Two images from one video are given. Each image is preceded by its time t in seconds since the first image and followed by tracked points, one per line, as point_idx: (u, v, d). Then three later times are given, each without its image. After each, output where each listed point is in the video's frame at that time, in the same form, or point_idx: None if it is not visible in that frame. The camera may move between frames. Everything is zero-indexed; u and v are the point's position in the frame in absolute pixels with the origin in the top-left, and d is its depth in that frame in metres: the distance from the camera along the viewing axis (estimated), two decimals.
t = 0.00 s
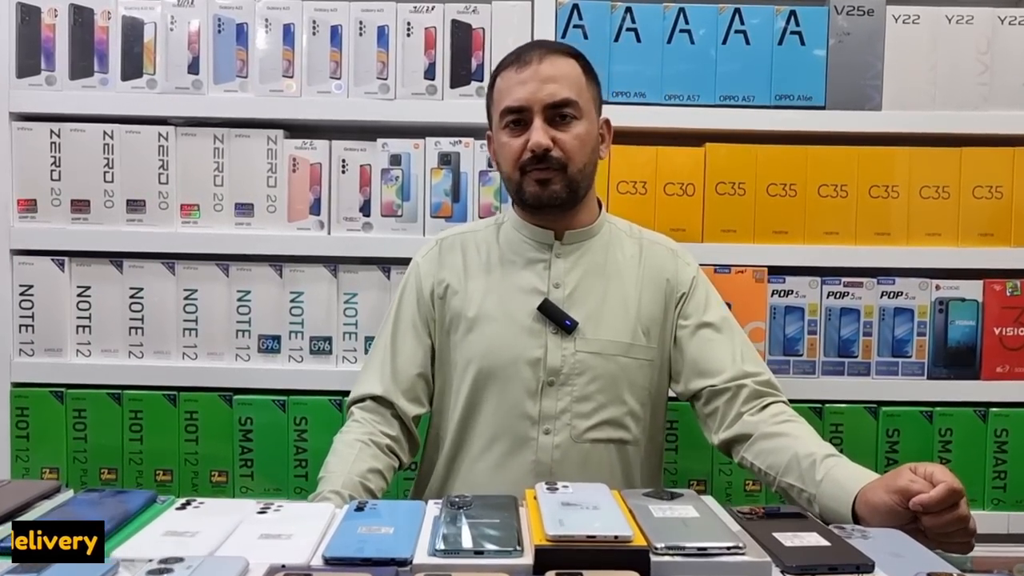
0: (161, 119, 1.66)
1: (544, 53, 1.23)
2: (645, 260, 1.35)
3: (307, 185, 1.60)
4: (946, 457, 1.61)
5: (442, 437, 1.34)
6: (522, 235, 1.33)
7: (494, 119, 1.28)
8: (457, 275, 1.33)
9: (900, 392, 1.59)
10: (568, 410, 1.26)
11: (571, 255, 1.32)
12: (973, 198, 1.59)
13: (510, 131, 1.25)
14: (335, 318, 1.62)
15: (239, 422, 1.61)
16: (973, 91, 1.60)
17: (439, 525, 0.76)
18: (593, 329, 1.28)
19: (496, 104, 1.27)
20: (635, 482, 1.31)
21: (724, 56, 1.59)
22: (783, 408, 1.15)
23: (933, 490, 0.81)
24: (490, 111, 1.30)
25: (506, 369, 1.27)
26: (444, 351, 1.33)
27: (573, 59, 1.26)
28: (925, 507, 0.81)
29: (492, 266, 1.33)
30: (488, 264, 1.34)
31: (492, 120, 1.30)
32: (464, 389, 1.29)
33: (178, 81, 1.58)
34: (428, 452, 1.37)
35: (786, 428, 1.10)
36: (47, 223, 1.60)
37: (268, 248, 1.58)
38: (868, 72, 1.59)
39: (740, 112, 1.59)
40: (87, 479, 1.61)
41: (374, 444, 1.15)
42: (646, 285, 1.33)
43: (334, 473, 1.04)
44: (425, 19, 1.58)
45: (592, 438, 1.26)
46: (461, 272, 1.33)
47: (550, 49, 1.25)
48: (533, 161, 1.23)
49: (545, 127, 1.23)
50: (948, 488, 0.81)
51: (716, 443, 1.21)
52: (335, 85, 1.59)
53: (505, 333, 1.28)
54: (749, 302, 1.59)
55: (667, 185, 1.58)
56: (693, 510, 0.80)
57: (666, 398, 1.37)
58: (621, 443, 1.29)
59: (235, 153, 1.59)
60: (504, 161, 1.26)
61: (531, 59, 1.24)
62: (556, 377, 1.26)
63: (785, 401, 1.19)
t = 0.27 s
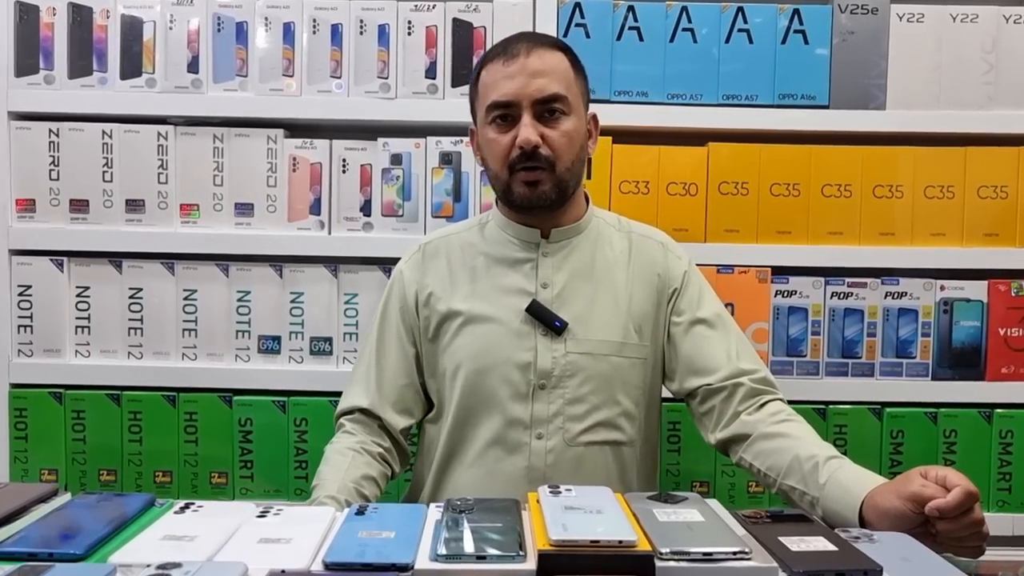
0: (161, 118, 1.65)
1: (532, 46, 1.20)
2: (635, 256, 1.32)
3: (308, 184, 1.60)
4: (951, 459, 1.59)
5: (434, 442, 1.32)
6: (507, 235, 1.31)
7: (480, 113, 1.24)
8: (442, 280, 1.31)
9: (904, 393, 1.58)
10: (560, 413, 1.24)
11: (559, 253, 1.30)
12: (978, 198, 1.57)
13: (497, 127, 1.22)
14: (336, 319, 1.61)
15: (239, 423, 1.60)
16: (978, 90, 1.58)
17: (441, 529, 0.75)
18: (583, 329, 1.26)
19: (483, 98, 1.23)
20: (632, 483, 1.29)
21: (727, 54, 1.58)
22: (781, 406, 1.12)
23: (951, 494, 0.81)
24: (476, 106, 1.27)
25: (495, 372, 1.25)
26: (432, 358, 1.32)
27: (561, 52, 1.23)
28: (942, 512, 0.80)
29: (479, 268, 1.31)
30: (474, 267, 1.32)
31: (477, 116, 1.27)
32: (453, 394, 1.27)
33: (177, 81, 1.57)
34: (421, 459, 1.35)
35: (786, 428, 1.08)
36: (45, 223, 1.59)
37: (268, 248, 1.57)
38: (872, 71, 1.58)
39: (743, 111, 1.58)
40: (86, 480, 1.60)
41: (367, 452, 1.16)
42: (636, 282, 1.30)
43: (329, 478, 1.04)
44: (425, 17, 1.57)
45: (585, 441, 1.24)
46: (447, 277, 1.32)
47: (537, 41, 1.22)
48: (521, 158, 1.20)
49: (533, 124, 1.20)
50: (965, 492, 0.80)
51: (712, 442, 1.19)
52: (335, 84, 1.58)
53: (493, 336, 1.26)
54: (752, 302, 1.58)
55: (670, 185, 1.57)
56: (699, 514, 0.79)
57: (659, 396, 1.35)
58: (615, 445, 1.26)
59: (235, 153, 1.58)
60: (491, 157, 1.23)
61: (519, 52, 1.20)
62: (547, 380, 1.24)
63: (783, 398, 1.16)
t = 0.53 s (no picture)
0: (162, 119, 1.65)
1: (539, 43, 1.17)
2: (626, 252, 1.29)
3: (309, 185, 1.59)
4: (955, 460, 1.59)
5: (426, 451, 1.28)
6: (493, 237, 1.27)
7: (478, 105, 1.21)
8: (427, 286, 1.28)
9: (908, 394, 1.57)
10: (554, 416, 1.20)
11: (547, 252, 1.27)
12: (982, 199, 1.57)
13: (496, 121, 1.19)
14: (337, 320, 1.60)
15: (240, 424, 1.59)
16: (982, 90, 1.58)
17: (444, 533, 0.75)
18: (575, 329, 1.23)
19: (483, 90, 1.20)
20: (632, 485, 1.25)
21: (730, 54, 1.57)
22: (779, 405, 1.10)
23: (964, 499, 0.81)
24: (472, 98, 1.24)
25: (485, 377, 1.21)
26: (420, 365, 1.28)
27: (566, 53, 1.21)
28: (955, 517, 0.80)
29: (464, 271, 1.28)
30: (460, 270, 1.28)
31: (473, 107, 1.24)
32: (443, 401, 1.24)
33: (178, 81, 1.57)
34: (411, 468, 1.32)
35: (785, 428, 1.06)
36: (45, 224, 1.59)
37: (269, 249, 1.56)
38: (876, 71, 1.57)
39: (747, 111, 1.57)
40: (86, 482, 1.60)
41: (361, 460, 1.16)
42: (628, 278, 1.27)
43: (325, 484, 1.05)
44: (427, 17, 1.56)
45: (581, 444, 1.20)
46: (431, 282, 1.28)
47: (543, 39, 1.19)
48: (519, 155, 1.17)
49: (535, 122, 1.17)
50: (978, 497, 0.80)
51: (709, 442, 1.17)
52: (336, 84, 1.58)
53: (481, 340, 1.22)
54: (755, 302, 1.57)
55: (672, 186, 1.56)
56: (704, 518, 0.78)
57: (655, 395, 1.32)
58: (612, 446, 1.23)
59: (236, 153, 1.58)
60: (486, 151, 1.20)
61: (525, 47, 1.17)
62: (538, 382, 1.21)
63: (780, 396, 1.14)
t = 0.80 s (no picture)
0: (162, 119, 1.64)
1: (557, 41, 1.16)
2: (621, 254, 1.28)
3: (310, 185, 1.58)
4: (958, 462, 1.58)
5: (419, 456, 1.26)
6: (488, 239, 1.26)
7: (488, 98, 1.19)
8: (420, 289, 1.26)
9: (912, 396, 1.56)
10: (550, 420, 1.19)
11: (541, 253, 1.25)
12: (986, 199, 1.56)
13: (508, 115, 1.17)
14: (339, 321, 1.59)
15: (241, 426, 1.59)
16: (986, 89, 1.57)
17: (447, 537, 0.74)
18: (571, 332, 1.21)
19: (495, 82, 1.18)
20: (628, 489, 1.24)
21: (733, 54, 1.56)
22: (777, 409, 1.10)
23: (970, 504, 0.80)
24: (481, 89, 1.22)
25: (480, 380, 1.20)
26: (413, 368, 1.27)
27: (580, 55, 1.20)
28: (962, 522, 0.80)
29: (458, 272, 1.26)
30: (454, 271, 1.26)
31: (480, 100, 1.22)
32: (437, 405, 1.22)
33: (179, 81, 1.56)
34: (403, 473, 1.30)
35: (785, 431, 1.05)
36: (45, 224, 1.58)
37: (270, 250, 1.56)
38: (880, 71, 1.57)
39: (750, 111, 1.56)
40: (86, 483, 1.59)
41: (355, 462, 1.17)
42: (623, 280, 1.26)
43: (321, 486, 1.06)
44: (429, 17, 1.56)
45: (577, 448, 1.19)
46: (423, 284, 1.26)
47: (560, 38, 1.18)
48: (529, 152, 1.15)
49: (548, 119, 1.16)
50: (984, 501, 0.80)
51: (706, 447, 1.16)
52: (338, 84, 1.57)
53: (476, 343, 1.21)
54: (758, 303, 1.56)
55: (675, 186, 1.56)
56: (708, 521, 0.78)
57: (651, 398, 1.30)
58: (609, 450, 1.21)
59: (237, 153, 1.57)
60: (495, 145, 1.18)
61: (543, 43, 1.16)
62: (534, 386, 1.19)
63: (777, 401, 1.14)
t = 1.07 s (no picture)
0: (163, 118, 1.64)
1: (562, 43, 1.15)
2: (619, 256, 1.27)
3: (312, 185, 1.58)
4: (962, 462, 1.57)
5: (413, 460, 1.26)
6: (484, 240, 1.25)
7: (490, 98, 1.18)
8: (415, 291, 1.25)
9: (916, 396, 1.56)
10: (546, 425, 1.18)
11: (538, 256, 1.24)
12: (990, 198, 1.55)
13: (510, 117, 1.16)
14: (340, 321, 1.59)
15: (242, 426, 1.58)
16: (990, 88, 1.56)
17: (450, 538, 0.73)
18: (567, 336, 1.20)
19: (497, 83, 1.17)
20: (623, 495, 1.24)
21: (736, 53, 1.56)
22: (777, 412, 1.09)
23: (980, 505, 0.79)
24: (483, 88, 1.20)
25: (476, 384, 1.19)
26: (408, 371, 1.26)
27: (583, 56, 1.19)
28: (971, 523, 0.79)
29: (454, 274, 1.25)
30: (450, 274, 1.25)
31: (482, 100, 1.20)
32: (432, 409, 1.22)
33: (180, 80, 1.56)
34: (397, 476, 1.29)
35: (787, 434, 1.05)
36: (46, 224, 1.58)
37: (272, 249, 1.55)
38: (884, 70, 1.56)
39: (753, 110, 1.56)
40: (87, 483, 1.59)
41: (350, 464, 1.18)
42: (621, 283, 1.25)
43: (319, 487, 1.07)
44: (431, 15, 1.55)
45: (573, 454, 1.18)
46: (419, 287, 1.25)
47: (564, 39, 1.17)
48: (531, 154, 1.15)
49: (550, 122, 1.15)
50: (994, 502, 0.79)
51: (705, 451, 1.15)
52: (339, 83, 1.57)
53: (472, 347, 1.20)
54: (762, 303, 1.56)
55: (678, 185, 1.55)
56: (713, 522, 0.77)
57: (648, 402, 1.30)
58: (605, 456, 1.21)
59: (238, 153, 1.57)
60: (496, 147, 1.17)
61: (547, 45, 1.15)
62: (531, 391, 1.18)
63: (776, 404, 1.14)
